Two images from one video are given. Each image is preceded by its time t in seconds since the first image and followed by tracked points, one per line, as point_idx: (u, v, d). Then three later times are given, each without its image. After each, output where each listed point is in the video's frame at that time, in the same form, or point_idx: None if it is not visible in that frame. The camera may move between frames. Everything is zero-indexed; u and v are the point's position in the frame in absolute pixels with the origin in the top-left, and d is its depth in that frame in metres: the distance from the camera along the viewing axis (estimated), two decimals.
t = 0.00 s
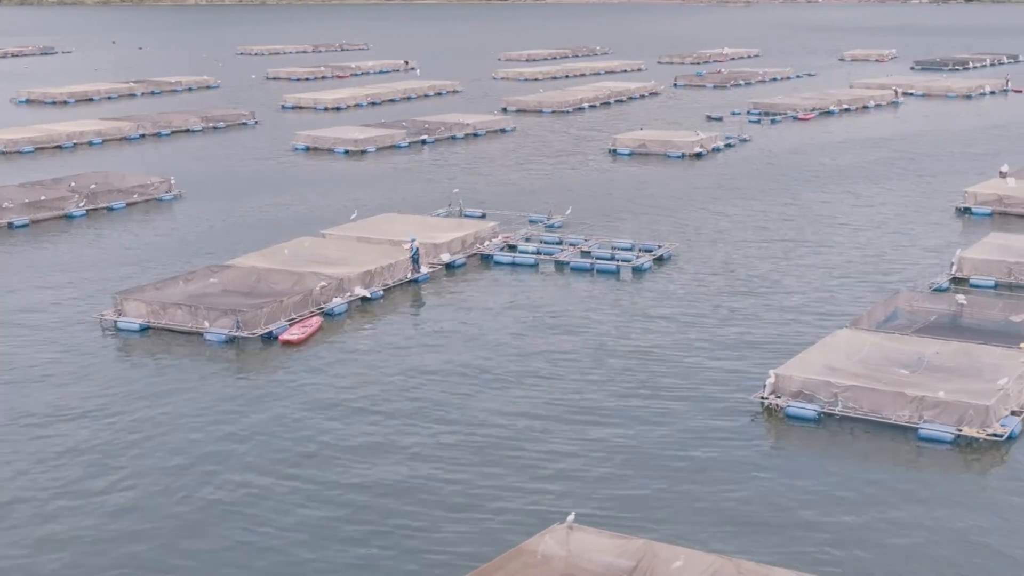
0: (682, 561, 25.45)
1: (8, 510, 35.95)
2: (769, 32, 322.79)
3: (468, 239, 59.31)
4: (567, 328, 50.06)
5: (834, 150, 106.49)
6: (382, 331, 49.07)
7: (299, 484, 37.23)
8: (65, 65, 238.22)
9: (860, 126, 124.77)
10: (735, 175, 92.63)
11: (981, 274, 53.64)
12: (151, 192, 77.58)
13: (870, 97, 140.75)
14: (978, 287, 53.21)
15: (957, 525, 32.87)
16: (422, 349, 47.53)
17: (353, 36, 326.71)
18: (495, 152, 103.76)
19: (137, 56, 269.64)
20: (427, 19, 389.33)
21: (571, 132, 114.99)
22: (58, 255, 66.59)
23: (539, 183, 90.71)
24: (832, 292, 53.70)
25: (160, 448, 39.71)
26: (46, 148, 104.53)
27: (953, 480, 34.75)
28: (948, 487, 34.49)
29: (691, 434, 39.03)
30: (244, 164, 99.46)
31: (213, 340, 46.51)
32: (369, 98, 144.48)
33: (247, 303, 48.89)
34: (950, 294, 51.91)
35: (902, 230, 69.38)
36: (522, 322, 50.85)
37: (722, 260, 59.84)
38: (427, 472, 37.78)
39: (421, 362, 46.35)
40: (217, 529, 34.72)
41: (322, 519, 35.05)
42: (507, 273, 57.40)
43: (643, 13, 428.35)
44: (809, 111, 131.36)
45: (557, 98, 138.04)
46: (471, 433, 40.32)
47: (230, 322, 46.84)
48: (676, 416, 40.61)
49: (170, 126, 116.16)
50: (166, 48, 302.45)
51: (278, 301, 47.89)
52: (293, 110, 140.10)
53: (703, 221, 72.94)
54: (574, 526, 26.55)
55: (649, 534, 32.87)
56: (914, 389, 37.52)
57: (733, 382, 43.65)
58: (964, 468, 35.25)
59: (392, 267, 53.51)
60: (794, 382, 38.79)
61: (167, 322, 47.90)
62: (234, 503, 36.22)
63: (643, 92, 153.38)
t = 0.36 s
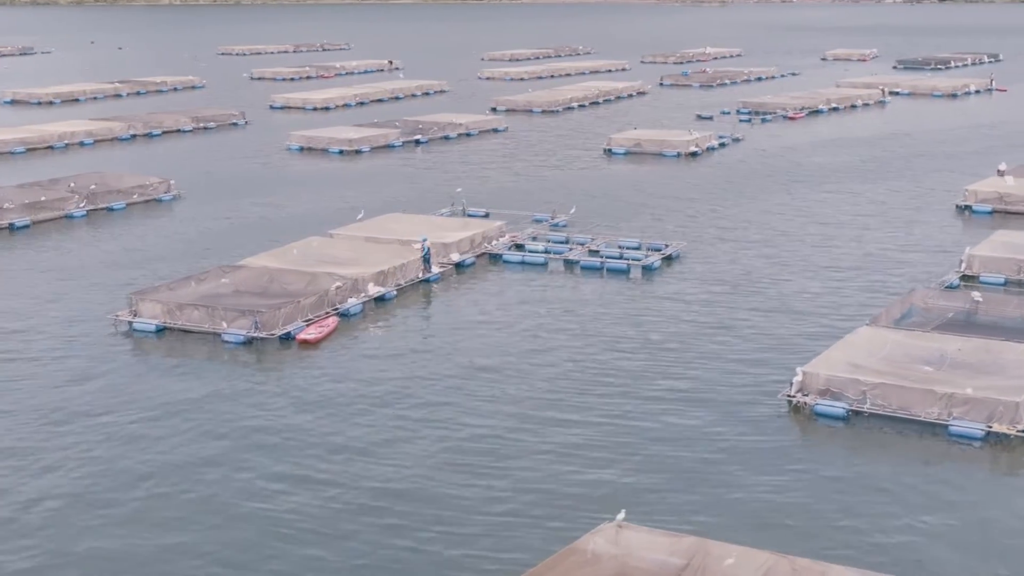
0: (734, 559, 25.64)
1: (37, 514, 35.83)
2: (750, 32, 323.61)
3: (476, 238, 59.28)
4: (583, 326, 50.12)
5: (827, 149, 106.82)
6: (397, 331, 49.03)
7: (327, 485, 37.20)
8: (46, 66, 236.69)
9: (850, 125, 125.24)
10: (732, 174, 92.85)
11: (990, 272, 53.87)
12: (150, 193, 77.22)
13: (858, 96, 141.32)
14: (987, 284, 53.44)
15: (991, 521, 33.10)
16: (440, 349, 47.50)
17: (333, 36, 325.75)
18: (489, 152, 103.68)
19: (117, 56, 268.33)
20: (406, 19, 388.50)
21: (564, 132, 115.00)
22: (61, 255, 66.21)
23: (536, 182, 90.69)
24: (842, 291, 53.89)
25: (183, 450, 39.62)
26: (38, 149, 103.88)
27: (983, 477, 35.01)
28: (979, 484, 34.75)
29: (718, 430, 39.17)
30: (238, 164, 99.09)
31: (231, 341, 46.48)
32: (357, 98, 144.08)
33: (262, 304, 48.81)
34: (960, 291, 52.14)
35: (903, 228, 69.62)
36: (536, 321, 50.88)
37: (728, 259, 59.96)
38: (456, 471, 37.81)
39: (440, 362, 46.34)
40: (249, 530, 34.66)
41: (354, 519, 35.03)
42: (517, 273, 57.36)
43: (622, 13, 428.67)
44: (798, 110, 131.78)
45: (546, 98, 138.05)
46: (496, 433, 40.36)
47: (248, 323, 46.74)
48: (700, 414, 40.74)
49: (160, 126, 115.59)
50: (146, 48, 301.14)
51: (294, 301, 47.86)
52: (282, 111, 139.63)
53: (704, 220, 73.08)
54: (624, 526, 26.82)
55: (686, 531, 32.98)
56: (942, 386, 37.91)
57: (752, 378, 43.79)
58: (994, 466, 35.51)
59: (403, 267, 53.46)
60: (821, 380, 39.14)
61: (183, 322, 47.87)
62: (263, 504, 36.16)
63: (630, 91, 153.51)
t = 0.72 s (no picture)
0: (783, 556, 26.05)
1: (67, 518, 35.68)
2: (731, 32, 324.29)
3: (485, 238, 59.29)
4: (598, 325, 50.26)
5: (820, 148, 107.23)
6: (413, 332, 49.04)
7: (358, 485, 37.21)
8: (25, 66, 235.01)
9: (839, 125, 125.80)
10: (728, 173, 93.10)
11: (999, 270, 54.16)
12: (150, 193, 76.85)
13: (846, 95, 141.93)
14: (996, 282, 53.77)
15: None
16: (458, 349, 47.56)
17: (313, 36, 324.63)
18: (483, 151, 103.62)
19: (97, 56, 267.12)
20: (386, 19, 387.68)
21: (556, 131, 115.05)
22: (64, 255, 65.85)
23: (533, 181, 90.71)
24: (852, 291, 54.18)
25: (208, 452, 39.52)
26: (29, 150, 103.22)
27: (1013, 474, 35.35)
28: (1010, 480, 35.08)
29: (744, 428, 39.38)
30: (232, 164, 98.74)
31: (249, 342, 46.61)
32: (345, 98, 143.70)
33: (279, 304, 48.83)
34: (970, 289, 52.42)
35: (905, 227, 70.00)
36: (551, 320, 50.97)
37: (736, 258, 60.16)
38: (484, 470, 37.83)
39: (459, 361, 46.41)
40: (283, 530, 34.59)
41: (386, 519, 35.00)
42: (527, 272, 57.40)
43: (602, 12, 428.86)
44: (788, 110, 132.24)
45: (536, 97, 138.05)
46: (521, 433, 40.42)
47: (266, 323, 47.03)
48: (725, 411, 40.92)
49: (151, 126, 114.97)
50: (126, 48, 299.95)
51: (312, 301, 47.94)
52: (270, 111, 139.15)
53: (707, 218, 73.26)
54: (671, 526, 27.26)
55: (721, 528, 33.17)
56: (970, 383, 38.37)
57: (773, 377, 44.01)
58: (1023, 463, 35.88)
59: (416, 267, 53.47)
60: (848, 377, 39.53)
61: (200, 322, 47.93)
62: (295, 504, 36.11)
63: (618, 91, 153.65)
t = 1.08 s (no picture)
0: (839, 553, 27.14)
1: (101, 520, 35.49)
2: (710, 32, 325.02)
3: (494, 238, 59.28)
4: (614, 324, 50.40)
5: (812, 147, 107.67)
6: (432, 333, 49.06)
7: (389, 484, 37.17)
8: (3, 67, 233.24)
9: (828, 124, 126.31)
10: (723, 172, 93.34)
11: (1008, 267, 54.52)
12: (149, 194, 76.46)
13: (832, 95, 142.57)
14: (1006, 279, 54.12)
15: None
16: (477, 350, 47.60)
17: (292, 36, 323.53)
18: (477, 151, 103.59)
19: (74, 56, 265.13)
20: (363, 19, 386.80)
21: (547, 131, 115.11)
22: (67, 256, 65.46)
23: (529, 181, 90.76)
24: (863, 290, 54.47)
25: (236, 453, 39.40)
26: (19, 151, 102.50)
27: None
28: None
29: (771, 428, 39.59)
30: (226, 164, 98.35)
31: (269, 342, 46.66)
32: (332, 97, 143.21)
33: (295, 304, 48.84)
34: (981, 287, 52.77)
35: (906, 225, 70.35)
36: (567, 319, 51.06)
37: (745, 257, 60.39)
38: (518, 470, 37.84)
39: (480, 361, 46.48)
40: (321, 530, 34.52)
41: (422, 518, 34.99)
42: (536, 271, 57.41)
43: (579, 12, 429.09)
44: (776, 109, 132.73)
45: (524, 97, 138.03)
46: (551, 431, 40.48)
47: (285, 324, 47.09)
48: (751, 410, 41.10)
49: (139, 127, 114.28)
50: (102, 48, 298.06)
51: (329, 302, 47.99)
52: (257, 111, 138.60)
53: (709, 218, 73.46)
54: (727, 523, 28.29)
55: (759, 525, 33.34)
56: (998, 380, 38.88)
57: (794, 376, 44.24)
58: None
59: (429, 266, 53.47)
60: (877, 374, 40.03)
61: (217, 324, 47.96)
62: (331, 504, 36.04)
63: (605, 90, 153.82)
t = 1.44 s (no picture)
0: (887, 549, 28.58)
1: (130, 521, 35.37)
2: (689, 31, 325.51)
3: (501, 237, 59.32)
4: (628, 324, 50.53)
5: (802, 146, 108.05)
6: (447, 333, 49.13)
7: (418, 483, 37.20)
8: None
9: (817, 124, 126.75)
10: (718, 171, 93.58)
11: (1016, 265, 54.89)
12: (148, 194, 76.13)
13: (819, 94, 143.10)
14: (1013, 276, 54.48)
15: None
16: (494, 350, 47.67)
17: (271, 36, 322.28)
18: (470, 151, 103.51)
19: (52, 57, 263.17)
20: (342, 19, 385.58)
21: (538, 130, 115.15)
22: (70, 257, 65.10)
23: (525, 180, 90.73)
24: (872, 289, 54.75)
25: (260, 453, 39.36)
26: (9, 152, 101.82)
27: None
28: None
29: (795, 426, 39.82)
30: (218, 165, 97.96)
31: (287, 343, 46.69)
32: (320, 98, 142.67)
33: (311, 305, 48.86)
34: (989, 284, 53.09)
35: (907, 223, 70.71)
36: (580, 319, 51.18)
37: (751, 256, 60.61)
38: (546, 467, 37.96)
39: (498, 361, 46.56)
40: (353, 530, 34.53)
41: (454, 517, 35.04)
42: (545, 271, 57.48)
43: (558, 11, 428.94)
44: (764, 108, 133.15)
45: (512, 97, 137.94)
46: (575, 430, 40.61)
47: (303, 324, 47.14)
48: (773, 408, 41.32)
49: (129, 127, 113.59)
50: (79, 48, 296.07)
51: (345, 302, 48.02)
52: (244, 111, 138.02)
53: (710, 217, 73.64)
54: (777, 522, 29.60)
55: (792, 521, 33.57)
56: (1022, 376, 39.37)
57: (812, 374, 44.49)
58: None
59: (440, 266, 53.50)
60: (901, 371, 40.50)
61: (233, 325, 47.95)
62: (360, 505, 36.01)
63: (592, 90, 153.91)
